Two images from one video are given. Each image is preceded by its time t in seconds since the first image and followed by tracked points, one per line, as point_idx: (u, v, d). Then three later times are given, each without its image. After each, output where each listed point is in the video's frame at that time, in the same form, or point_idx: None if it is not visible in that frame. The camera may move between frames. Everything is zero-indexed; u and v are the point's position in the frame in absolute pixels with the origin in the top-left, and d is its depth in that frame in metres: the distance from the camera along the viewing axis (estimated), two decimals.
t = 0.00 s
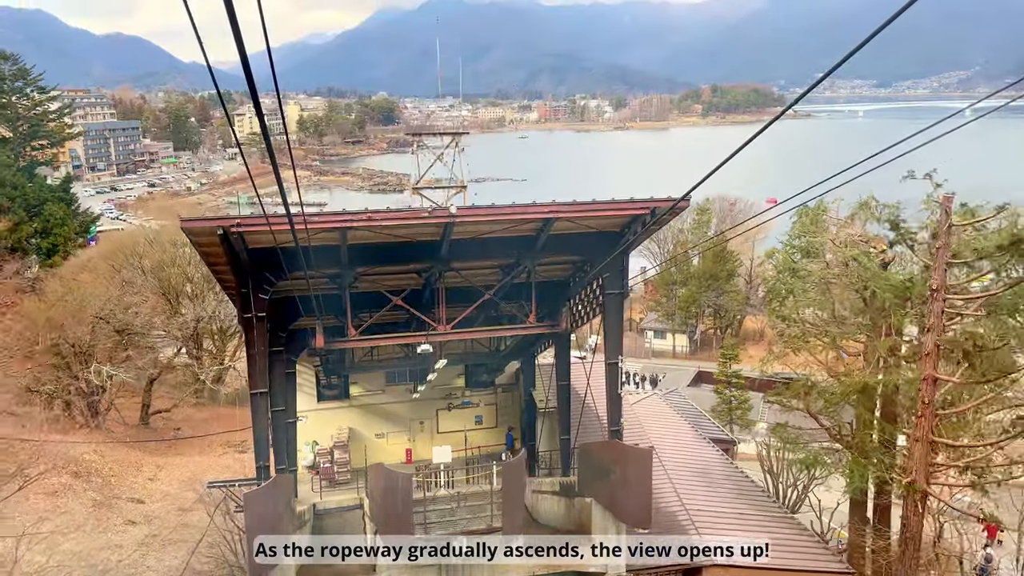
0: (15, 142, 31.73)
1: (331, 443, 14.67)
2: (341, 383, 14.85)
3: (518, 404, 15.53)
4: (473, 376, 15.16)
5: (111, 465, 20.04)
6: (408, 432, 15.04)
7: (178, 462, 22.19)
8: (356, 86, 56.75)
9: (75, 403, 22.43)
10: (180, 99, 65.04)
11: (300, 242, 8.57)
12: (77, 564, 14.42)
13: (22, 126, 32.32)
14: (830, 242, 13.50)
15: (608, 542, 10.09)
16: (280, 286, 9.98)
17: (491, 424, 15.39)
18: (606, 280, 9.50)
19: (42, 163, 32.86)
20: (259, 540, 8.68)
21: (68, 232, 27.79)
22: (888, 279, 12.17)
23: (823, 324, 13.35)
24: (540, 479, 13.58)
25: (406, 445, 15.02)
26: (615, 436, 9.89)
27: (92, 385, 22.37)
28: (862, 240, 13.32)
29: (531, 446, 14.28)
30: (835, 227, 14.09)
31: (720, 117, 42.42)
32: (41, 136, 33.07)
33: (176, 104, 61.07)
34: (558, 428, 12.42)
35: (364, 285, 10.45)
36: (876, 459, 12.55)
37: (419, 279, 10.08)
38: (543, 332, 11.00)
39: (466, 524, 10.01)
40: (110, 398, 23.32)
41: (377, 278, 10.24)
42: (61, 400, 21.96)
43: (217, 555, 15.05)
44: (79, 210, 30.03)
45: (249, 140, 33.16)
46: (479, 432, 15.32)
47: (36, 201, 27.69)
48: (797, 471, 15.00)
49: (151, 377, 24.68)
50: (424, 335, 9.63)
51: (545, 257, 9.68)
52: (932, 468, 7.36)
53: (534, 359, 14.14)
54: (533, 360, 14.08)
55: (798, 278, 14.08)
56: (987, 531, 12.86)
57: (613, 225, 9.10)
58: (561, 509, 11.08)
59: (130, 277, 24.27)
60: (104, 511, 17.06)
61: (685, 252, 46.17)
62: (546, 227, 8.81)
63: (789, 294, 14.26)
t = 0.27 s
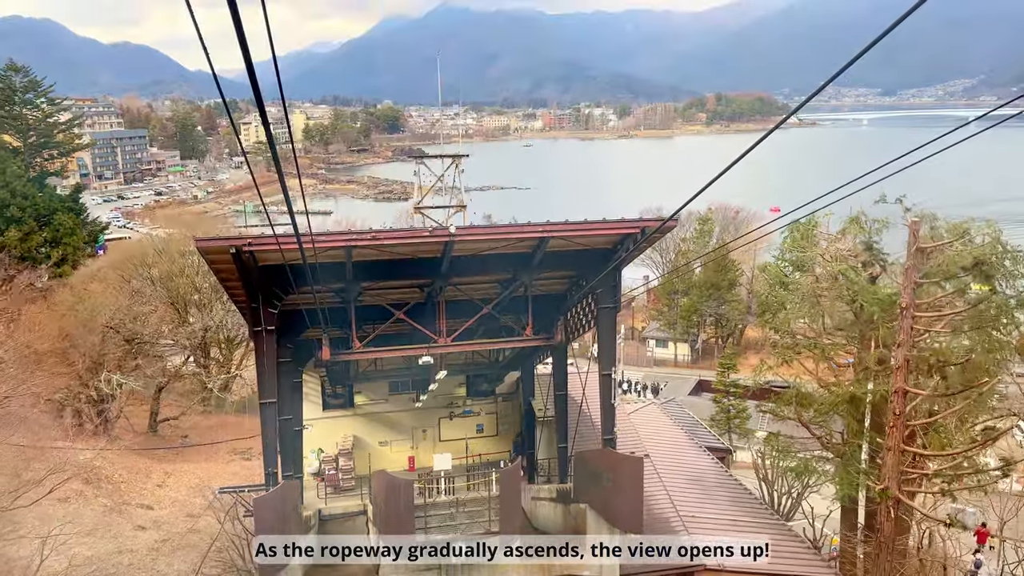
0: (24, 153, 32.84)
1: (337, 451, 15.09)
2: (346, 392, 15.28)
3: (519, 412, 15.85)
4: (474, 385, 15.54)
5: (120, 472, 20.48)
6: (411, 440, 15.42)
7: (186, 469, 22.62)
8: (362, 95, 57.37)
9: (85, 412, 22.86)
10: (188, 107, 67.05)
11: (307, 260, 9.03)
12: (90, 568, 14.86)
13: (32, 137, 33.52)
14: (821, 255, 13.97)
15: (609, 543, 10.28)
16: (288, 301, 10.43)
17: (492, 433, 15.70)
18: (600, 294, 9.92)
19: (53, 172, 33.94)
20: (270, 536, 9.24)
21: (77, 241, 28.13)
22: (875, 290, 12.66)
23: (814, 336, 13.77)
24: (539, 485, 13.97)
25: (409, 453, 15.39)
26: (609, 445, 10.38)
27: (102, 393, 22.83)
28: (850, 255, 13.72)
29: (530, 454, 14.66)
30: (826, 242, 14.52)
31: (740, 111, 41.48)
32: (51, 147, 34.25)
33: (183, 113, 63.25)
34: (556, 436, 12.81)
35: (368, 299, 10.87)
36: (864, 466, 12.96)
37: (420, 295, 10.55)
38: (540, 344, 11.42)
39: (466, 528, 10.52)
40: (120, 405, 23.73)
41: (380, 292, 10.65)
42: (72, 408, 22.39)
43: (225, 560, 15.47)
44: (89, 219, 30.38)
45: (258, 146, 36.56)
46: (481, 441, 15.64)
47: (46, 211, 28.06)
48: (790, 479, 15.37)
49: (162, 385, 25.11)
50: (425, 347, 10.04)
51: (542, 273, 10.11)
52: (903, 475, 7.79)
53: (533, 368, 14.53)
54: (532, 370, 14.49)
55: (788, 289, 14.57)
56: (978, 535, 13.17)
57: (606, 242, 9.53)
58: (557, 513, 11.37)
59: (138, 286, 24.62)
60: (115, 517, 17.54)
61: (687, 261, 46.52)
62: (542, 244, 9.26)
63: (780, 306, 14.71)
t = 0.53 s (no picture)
0: (36, 164, 34.81)
1: (342, 457, 15.52)
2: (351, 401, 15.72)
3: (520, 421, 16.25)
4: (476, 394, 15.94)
5: (132, 477, 20.96)
6: (415, 447, 15.82)
7: (196, 475, 23.06)
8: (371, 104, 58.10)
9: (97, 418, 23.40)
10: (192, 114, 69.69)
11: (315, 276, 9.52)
12: (104, 571, 15.32)
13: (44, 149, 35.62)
14: (813, 269, 14.38)
15: (608, 543, 10.50)
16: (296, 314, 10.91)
17: (494, 440, 16.09)
18: (596, 307, 10.34)
19: (60, 181, 35.87)
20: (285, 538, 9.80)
21: (88, 250, 28.77)
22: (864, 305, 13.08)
23: (805, 348, 14.20)
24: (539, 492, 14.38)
25: (413, 460, 15.76)
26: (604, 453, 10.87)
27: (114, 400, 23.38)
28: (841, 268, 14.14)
29: (531, 461, 15.06)
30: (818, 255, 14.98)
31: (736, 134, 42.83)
32: (60, 158, 36.41)
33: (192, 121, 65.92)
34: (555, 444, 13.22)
35: (373, 311, 11.31)
36: (854, 476, 13.30)
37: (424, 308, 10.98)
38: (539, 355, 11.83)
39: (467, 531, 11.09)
40: (131, 412, 24.26)
41: (384, 305, 11.10)
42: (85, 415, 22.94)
43: (235, 565, 15.90)
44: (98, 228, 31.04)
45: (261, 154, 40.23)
46: (482, 448, 16.02)
47: (57, 221, 28.75)
48: (786, 487, 15.72)
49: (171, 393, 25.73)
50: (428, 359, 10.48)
51: (541, 286, 10.54)
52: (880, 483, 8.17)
53: (534, 377, 14.94)
54: (532, 379, 14.90)
55: (781, 303, 14.98)
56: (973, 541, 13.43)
57: (602, 258, 9.94)
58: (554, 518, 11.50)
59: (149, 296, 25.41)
60: (128, 521, 18.01)
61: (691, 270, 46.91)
62: (540, 260, 9.70)
63: (774, 318, 15.17)
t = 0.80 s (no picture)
0: (49, 174, 35.93)
1: (349, 464, 16.02)
2: (357, 409, 16.18)
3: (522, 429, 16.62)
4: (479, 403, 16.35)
5: (144, 482, 21.44)
6: (420, 454, 16.29)
7: (206, 481, 23.50)
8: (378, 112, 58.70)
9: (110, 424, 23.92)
10: (206, 122, 73.55)
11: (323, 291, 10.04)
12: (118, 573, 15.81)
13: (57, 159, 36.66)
14: (803, 282, 14.90)
15: (607, 543, 10.89)
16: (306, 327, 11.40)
17: (496, 448, 16.46)
18: (592, 319, 10.78)
19: (71, 190, 36.84)
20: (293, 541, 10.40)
21: (99, 257, 29.58)
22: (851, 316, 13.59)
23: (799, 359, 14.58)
24: (540, 498, 14.78)
25: (418, 467, 16.25)
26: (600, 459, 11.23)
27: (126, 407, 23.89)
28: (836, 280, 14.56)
29: (532, 468, 15.46)
30: (813, 267, 15.39)
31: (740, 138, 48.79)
32: (72, 167, 37.42)
33: (201, 129, 67.21)
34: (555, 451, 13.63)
35: (378, 324, 11.76)
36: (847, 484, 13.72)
37: (427, 321, 11.45)
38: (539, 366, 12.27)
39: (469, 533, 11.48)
40: (142, 419, 24.78)
41: (389, 318, 11.56)
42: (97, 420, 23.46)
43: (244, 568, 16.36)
44: (110, 235, 31.86)
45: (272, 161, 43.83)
46: (485, 455, 16.40)
47: (69, 229, 29.60)
48: (781, 496, 16.08)
49: (181, 400, 26.20)
50: (431, 371, 10.95)
51: (540, 299, 10.98)
52: (859, 489, 8.62)
53: (535, 386, 15.38)
54: (533, 388, 15.35)
55: (774, 316, 15.51)
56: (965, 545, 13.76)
57: (598, 273, 10.40)
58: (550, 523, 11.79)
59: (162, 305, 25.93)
60: (140, 525, 18.49)
61: (695, 278, 47.28)
62: (538, 275, 10.17)
63: (769, 330, 15.57)
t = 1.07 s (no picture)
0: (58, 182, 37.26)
1: (356, 468, 16.46)
2: (364, 415, 16.66)
3: (524, 435, 17.04)
4: (482, 410, 16.80)
5: (155, 485, 21.95)
6: (425, 459, 16.69)
7: (215, 485, 23.94)
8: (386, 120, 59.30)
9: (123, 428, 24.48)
10: (213, 130, 77.49)
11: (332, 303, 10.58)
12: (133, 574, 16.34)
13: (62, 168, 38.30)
14: (796, 293, 15.47)
15: (607, 543, 11.33)
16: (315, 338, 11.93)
17: (499, 453, 16.88)
18: (590, 329, 11.26)
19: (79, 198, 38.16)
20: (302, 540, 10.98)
21: (109, 264, 30.57)
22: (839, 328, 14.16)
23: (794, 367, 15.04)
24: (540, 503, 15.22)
25: (423, 471, 16.63)
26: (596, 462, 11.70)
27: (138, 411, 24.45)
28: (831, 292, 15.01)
29: (533, 473, 15.91)
30: (808, 279, 15.86)
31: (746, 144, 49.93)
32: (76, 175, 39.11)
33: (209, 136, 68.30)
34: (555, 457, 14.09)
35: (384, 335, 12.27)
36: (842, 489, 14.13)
37: (431, 330, 11.91)
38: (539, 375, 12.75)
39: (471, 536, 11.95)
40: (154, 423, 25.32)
41: (395, 328, 12.07)
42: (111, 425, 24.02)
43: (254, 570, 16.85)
44: (120, 242, 32.74)
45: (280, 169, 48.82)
46: (488, 461, 16.80)
47: (81, 236, 30.50)
48: (778, 502, 16.47)
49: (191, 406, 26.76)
50: (434, 380, 11.43)
51: (539, 310, 11.46)
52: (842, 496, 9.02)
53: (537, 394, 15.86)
54: (535, 395, 15.82)
55: (769, 325, 16.16)
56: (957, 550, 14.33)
57: (594, 285, 10.86)
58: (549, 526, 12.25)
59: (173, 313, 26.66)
60: (153, 527, 19.03)
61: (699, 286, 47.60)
62: (537, 288, 10.67)
63: (766, 340, 16.05)
